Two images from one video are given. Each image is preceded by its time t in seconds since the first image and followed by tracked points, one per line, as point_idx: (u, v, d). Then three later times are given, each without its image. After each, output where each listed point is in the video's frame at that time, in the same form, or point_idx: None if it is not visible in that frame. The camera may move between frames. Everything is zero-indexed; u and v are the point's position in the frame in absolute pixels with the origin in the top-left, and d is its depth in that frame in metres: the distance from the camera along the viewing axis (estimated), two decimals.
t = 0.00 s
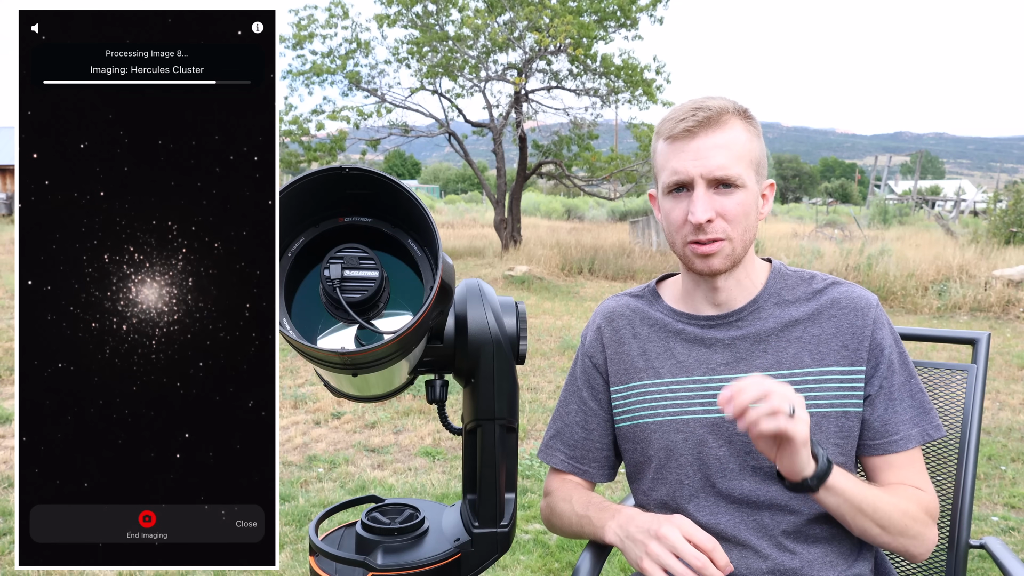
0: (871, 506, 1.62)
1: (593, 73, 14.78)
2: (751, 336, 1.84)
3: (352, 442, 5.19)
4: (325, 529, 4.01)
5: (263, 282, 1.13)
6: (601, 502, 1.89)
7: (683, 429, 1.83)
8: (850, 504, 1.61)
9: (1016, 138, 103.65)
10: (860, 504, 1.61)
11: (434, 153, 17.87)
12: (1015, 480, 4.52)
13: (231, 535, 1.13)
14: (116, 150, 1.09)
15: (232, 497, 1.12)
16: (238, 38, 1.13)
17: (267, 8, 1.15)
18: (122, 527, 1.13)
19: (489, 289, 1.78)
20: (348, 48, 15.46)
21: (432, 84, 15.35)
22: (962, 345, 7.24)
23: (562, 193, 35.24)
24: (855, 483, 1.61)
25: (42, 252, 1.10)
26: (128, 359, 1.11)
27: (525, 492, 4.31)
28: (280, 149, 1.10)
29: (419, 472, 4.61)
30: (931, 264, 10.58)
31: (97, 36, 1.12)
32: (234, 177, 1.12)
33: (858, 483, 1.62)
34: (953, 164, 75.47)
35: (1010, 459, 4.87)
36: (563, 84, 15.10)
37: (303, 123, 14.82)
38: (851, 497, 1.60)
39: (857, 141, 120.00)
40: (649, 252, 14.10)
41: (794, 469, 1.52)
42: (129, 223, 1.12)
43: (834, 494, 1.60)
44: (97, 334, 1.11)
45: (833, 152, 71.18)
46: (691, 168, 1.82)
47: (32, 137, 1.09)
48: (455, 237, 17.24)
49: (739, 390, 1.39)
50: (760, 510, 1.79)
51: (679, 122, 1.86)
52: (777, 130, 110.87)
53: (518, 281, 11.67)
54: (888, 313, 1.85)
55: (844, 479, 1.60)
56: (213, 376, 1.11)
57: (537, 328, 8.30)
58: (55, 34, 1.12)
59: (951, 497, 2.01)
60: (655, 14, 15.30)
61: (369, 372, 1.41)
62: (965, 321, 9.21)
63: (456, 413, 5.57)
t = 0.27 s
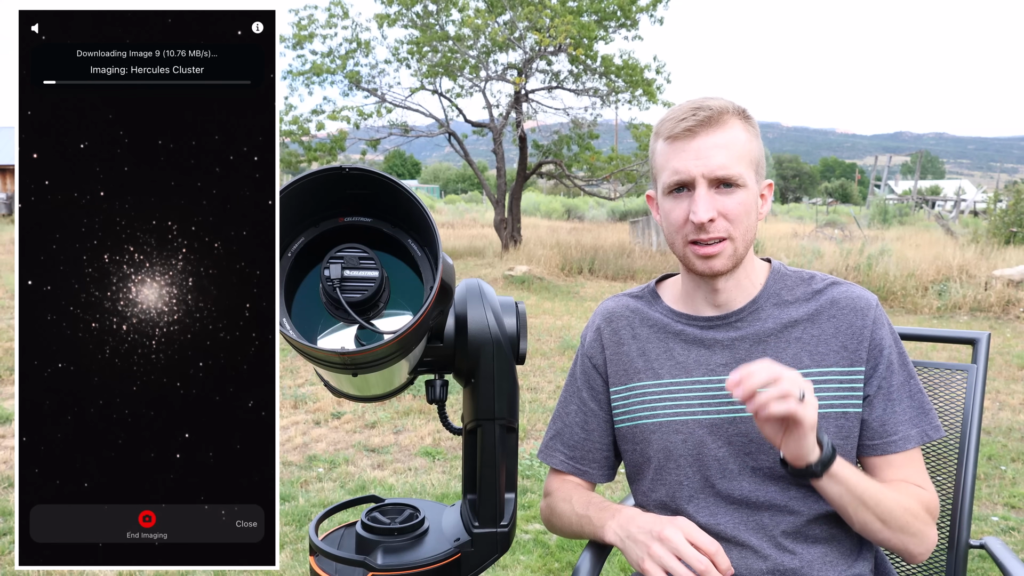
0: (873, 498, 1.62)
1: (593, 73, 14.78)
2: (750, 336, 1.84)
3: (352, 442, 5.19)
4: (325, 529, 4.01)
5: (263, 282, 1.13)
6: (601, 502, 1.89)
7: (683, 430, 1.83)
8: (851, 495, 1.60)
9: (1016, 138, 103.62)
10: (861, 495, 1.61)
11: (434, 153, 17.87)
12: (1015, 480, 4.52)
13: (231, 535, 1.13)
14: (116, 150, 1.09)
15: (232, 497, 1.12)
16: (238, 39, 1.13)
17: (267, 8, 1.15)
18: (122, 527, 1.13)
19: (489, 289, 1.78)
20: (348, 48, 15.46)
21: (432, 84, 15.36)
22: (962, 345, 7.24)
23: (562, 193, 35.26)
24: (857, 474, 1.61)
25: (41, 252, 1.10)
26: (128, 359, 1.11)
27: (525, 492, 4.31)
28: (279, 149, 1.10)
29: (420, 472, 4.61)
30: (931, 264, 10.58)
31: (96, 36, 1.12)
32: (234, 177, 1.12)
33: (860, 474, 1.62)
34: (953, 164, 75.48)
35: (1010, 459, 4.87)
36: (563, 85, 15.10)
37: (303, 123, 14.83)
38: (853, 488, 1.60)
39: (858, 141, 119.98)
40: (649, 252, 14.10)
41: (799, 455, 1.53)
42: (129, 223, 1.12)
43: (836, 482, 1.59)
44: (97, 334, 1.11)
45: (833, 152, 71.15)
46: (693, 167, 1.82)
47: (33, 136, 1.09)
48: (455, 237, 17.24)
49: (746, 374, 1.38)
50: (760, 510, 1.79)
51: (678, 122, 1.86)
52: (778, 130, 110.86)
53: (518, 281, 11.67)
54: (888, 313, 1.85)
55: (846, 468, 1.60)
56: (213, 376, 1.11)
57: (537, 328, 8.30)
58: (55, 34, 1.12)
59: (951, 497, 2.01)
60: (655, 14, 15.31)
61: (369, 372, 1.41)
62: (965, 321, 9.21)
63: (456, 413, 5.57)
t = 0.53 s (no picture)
0: (874, 496, 1.62)
1: (593, 73, 14.79)
2: (751, 336, 1.84)
3: (352, 442, 5.19)
4: (325, 529, 4.01)
5: (263, 282, 1.13)
6: (601, 502, 1.89)
7: (683, 430, 1.83)
8: (854, 493, 1.61)
9: (1016, 138, 103.60)
10: (863, 493, 1.61)
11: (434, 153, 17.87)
12: (1015, 480, 4.52)
13: (231, 535, 1.13)
14: (116, 150, 1.09)
15: (232, 497, 1.12)
16: (238, 38, 1.13)
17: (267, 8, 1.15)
18: (122, 527, 1.13)
19: (489, 289, 1.78)
20: (348, 48, 15.47)
21: (432, 84, 15.36)
22: (962, 345, 7.24)
23: (562, 193, 35.27)
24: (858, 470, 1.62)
25: (41, 252, 1.10)
26: (128, 359, 1.11)
27: (525, 493, 4.31)
28: (280, 149, 1.10)
29: (420, 472, 4.61)
30: (931, 264, 10.58)
31: (97, 36, 1.12)
32: (234, 177, 1.12)
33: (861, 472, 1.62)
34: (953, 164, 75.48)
35: (1010, 459, 4.87)
36: (563, 84, 15.10)
37: (303, 123, 14.83)
38: (856, 486, 1.60)
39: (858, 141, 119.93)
40: (649, 252, 14.10)
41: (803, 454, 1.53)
42: (129, 222, 1.12)
43: (839, 480, 1.60)
44: (97, 334, 1.11)
45: (832, 152, 71.14)
46: (695, 166, 1.82)
47: (33, 137, 1.09)
48: (455, 237, 17.24)
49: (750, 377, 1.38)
50: (760, 510, 1.79)
51: (681, 122, 1.86)
52: (778, 130, 110.89)
53: (518, 281, 11.67)
54: (887, 313, 1.85)
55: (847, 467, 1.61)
56: (213, 376, 1.11)
57: (537, 328, 8.30)
58: (55, 34, 1.12)
59: (951, 497, 2.01)
60: (655, 14, 15.31)
61: (369, 372, 1.41)
62: (965, 321, 9.21)
63: (456, 413, 5.57)
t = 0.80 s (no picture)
0: (872, 493, 1.62)
1: (593, 73, 14.78)
2: (751, 336, 1.84)
3: (352, 442, 5.19)
4: (325, 529, 4.01)
5: (263, 282, 1.13)
6: (602, 502, 1.89)
7: (684, 430, 1.83)
8: (853, 490, 1.60)
9: (1016, 138, 103.63)
10: (862, 490, 1.60)
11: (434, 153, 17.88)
12: (1015, 480, 4.52)
13: (231, 535, 1.13)
14: (116, 150, 1.09)
15: (232, 497, 1.12)
16: (238, 38, 1.13)
17: (267, 9, 1.15)
18: (122, 527, 1.13)
19: (489, 289, 1.78)
20: (348, 48, 15.46)
21: (432, 84, 15.36)
22: (962, 345, 7.24)
23: (562, 193, 35.29)
24: (856, 467, 1.61)
25: (41, 252, 1.10)
26: (128, 359, 1.11)
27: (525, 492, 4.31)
28: (280, 149, 1.10)
29: (420, 472, 4.61)
30: (931, 264, 10.58)
31: (97, 36, 1.12)
32: (234, 177, 1.12)
33: (859, 469, 1.61)
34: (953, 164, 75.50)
35: (1010, 459, 4.87)
36: (563, 84, 15.10)
37: (303, 123, 14.83)
38: (854, 483, 1.59)
39: (858, 141, 119.97)
40: (649, 252, 14.10)
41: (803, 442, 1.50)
42: (129, 223, 1.12)
43: (838, 477, 1.59)
44: (97, 334, 1.11)
45: (832, 152, 71.13)
46: (694, 168, 1.82)
47: (33, 137, 1.09)
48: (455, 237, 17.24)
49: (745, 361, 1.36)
50: (761, 511, 1.79)
51: (679, 124, 1.86)
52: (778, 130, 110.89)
53: (518, 281, 11.67)
54: (888, 313, 1.85)
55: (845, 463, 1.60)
56: (213, 376, 1.11)
57: (537, 328, 8.30)
58: (55, 34, 1.12)
59: (951, 497, 2.01)
60: (655, 14, 15.31)
61: (369, 372, 1.41)
62: (965, 321, 9.21)
63: (456, 413, 5.57)
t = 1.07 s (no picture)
0: (864, 535, 1.62)
1: (593, 73, 14.79)
2: (751, 337, 1.84)
3: (352, 442, 5.19)
4: (325, 529, 4.01)
5: (263, 282, 1.13)
6: (601, 502, 1.89)
7: (684, 431, 1.84)
8: (843, 541, 1.60)
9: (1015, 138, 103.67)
10: (852, 537, 1.61)
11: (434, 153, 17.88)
12: (1015, 480, 4.52)
13: (231, 535, 1.13)
14: (116, 150, 1.09)
15: (232, 497, 1.12)
16: (238, 39, 1.13)
17: (267, 8, 1.15)
18: (122, 527, 1.13)
19: (489, 289, 1.78)
20: (348, 48, 15.47)
21: (432, 84, 15.37)
22: (962, 345, 7.25)
23: (562, 193, 35.30)
24: (844, 515, 1.61)
25: (42, 252, 1.10)
26: (128, 359, 1.11)
27: (525, 493, 4.31)
28: (280, 149, 1.10)
29: (419, 472, 4.61)
30: (931, 264, 10.58)
31: (97, 36, 1.11)
32: (234, 177, 1.12)
33: (845, 517, 1.61)
34: (953, 164, 75.52)
35: (1010, 459, 4.87)
36: (563, 85, 15.11)
37: (303, 123, 14.83)
38: (842, 537, 1.60)
39: (857, 141, 120.01)
40: (649, 252, 14.10)
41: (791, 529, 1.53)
42: (129, 223, 1.12)
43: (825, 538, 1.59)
44: (97, 334, 1.11)
45: (832, 152, 71.12)
46: (683, 166, 1.82)
47: (33, 137, 1.09)
48: (455, 237, 17.24)
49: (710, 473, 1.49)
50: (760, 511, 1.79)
51: (671, 122, 1.86)
52: (778, 129, 110.88)
53: (518, 281, 11.67)
54: (889, 313, 1.85)
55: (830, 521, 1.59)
56: (213, 376, 1.11)
57: (537, 328, 8.30)
58: (55, 33, 1.11)
59: (951, 497, 2.01)
60: (655, 14, 15.31)
61: (369, 372, 1.41)
62: (965, 321, 9.21)
63: (456, 413, 5.57)
